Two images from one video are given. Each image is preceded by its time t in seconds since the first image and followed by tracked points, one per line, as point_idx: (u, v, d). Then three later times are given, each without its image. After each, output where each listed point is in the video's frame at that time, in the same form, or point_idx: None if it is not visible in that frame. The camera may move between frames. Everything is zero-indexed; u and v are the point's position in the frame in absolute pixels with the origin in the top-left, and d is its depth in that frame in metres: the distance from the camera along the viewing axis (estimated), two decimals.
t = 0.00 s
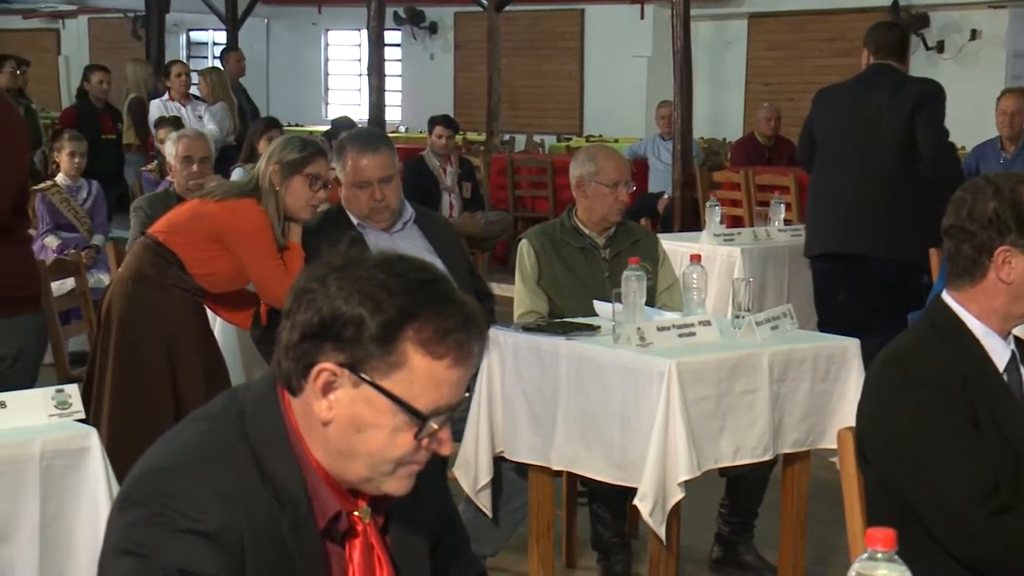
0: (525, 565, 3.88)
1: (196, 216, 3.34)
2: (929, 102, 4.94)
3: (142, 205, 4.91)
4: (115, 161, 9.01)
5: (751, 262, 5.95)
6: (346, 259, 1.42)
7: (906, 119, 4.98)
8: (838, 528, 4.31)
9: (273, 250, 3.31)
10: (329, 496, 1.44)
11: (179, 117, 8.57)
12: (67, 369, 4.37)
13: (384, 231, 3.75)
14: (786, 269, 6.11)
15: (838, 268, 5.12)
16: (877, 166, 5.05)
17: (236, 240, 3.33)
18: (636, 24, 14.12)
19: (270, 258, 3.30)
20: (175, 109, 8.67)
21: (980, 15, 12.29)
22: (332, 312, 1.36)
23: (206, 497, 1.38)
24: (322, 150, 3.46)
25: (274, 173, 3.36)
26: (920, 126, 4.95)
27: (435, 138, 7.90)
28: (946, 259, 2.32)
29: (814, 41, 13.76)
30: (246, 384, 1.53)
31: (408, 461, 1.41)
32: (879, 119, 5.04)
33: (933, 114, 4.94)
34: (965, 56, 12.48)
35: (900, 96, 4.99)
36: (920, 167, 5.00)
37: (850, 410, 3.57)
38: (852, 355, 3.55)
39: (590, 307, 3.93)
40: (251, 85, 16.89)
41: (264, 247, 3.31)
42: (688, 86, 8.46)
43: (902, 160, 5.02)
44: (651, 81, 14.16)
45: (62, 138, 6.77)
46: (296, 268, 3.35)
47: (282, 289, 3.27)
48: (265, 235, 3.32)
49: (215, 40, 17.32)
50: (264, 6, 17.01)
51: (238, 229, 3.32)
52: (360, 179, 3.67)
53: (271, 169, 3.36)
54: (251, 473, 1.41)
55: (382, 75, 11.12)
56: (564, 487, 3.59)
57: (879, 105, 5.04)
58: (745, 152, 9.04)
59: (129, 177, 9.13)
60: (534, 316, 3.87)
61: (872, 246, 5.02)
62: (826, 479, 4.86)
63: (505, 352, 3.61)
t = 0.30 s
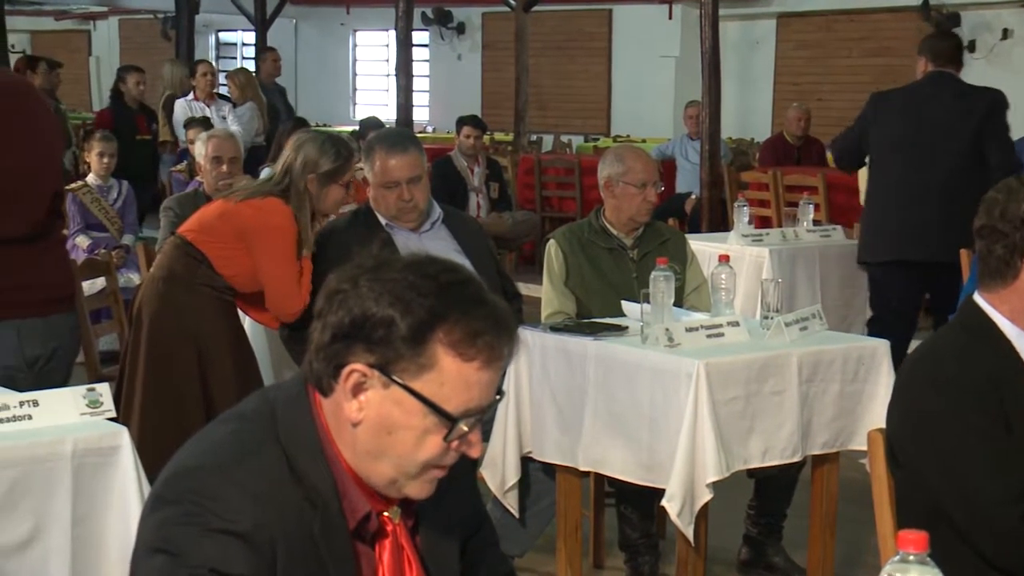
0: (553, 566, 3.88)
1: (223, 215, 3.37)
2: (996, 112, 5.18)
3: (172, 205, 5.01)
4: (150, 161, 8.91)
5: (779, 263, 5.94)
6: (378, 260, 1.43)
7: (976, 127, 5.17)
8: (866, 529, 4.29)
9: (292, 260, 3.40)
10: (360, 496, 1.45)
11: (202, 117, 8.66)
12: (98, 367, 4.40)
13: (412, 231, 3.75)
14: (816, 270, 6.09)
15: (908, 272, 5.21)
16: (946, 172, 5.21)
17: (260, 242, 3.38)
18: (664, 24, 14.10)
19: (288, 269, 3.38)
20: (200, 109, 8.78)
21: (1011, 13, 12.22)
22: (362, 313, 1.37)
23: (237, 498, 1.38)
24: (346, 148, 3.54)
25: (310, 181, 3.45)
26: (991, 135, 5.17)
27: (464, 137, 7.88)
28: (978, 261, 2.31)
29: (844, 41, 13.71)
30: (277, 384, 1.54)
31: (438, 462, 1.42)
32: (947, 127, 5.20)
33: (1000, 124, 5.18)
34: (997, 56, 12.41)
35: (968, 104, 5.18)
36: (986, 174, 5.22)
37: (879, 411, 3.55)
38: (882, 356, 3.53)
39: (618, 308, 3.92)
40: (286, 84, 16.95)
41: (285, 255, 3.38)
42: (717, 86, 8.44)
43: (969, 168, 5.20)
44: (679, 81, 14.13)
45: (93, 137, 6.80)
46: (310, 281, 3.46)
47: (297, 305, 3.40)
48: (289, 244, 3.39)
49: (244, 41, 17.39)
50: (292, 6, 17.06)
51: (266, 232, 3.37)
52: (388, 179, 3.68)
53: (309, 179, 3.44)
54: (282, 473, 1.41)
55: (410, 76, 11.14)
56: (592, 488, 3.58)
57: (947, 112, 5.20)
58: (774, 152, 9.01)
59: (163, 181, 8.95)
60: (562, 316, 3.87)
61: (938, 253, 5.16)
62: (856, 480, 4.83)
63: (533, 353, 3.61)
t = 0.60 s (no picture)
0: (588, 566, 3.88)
1: (259, 213, 3.40)
2: None
3: (209, 204, 5.08)
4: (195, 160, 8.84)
5: (815, 263, 5.92)
6: (416, 260, 1.43)
7: None
8: (903, 532, 4.27)
9: (318, 263, 3.42)
10: (398, 497, 1.45)
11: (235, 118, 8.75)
12: (136, 366, 4.43)
13: (447, 231, 3.75)
14: (852, 270, 6.07)
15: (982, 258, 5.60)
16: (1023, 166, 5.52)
17: (288, 242, 3.41)
18: (700, 23, 14.06)
19: (312, 272, 3.40)
20: (234, 109, 8.89)
21: None
22: (401, 313, 1.38)
23: (277, 496, 1.39)
24: (384, 149, 3.57)
25: (348, 182, 3.47)
26: None
27: (498, 137, 7.88)
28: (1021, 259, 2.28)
29: (882, 40, 13.66)
30: (315, 383, 1.55)
31: (476, 462, 1.42)
32: None
33: None
34: None
35: None
36: None
37: (918, 413, 3.52)
38: (920, 357, 3.51)
39: (654, 308, 3.92)
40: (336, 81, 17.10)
41: (310, 257, 3.40)
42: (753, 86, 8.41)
43: None
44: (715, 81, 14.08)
45: (130, 137, 6.82)
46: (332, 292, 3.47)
47: (315, 310, 3.41)
48: (316, 246, 3.41)
49: (280, 41, 17.47)
50: (328, 7, 17.07)
51: (297, 233, 3.40)
52: (423, 179, 3.69)
53: (346, 180, 3.47)
54: (321, 474, 1.42)
55: (445, 76, 11.16)
56: (628, 488, 3.58)
57: None
58: (810, 152, 8.97)
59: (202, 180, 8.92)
60: (597, 316, 3.88)
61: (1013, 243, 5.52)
62: (893, 482, 4.81)
63: (569, 353, 3.61)
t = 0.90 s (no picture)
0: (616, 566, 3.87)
1: (290, 213, 3.41)
2: None
3: (239, 204, 5.11)
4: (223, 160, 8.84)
5: (845, 263, 5.89)
6: (446, 260, 1.44)
7: None
8: (934, 533, 4.25)
9: (345, 267, 3.43)
10: (427, 496, 1.46)
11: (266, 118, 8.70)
12: (166, 364, 4.46)
13: (475, 229, 3.76)
14: (882, 270, 6.04)
15: None
16: None
17: (317, 243, 3.42)
18: (729, 23, 14.02)
19: (340, 274, 3.41)
20: (264, 109, 8.83)
21: None
22: (430, 312, 1.38)
23: (307, 496, 1.39)
24: (413, 151, 3.59)
25: (377, 183, 3.50)
26: None
27: (526, 137, 7.91)
28: None
29: (913, 39, 13.59)
30: (345, 383, 1.55)
31: (505, 461, 1.42)
32: None
33: None
34: None
35: None
36: None
37: (949, 414, 3.51)
38: (951, 357, 3.49)
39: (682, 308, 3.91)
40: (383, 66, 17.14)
41: (338, 259, 3.41)
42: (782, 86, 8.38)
43: None
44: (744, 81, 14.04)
45: (160, 138, 6.89)
46: (359, 297, 3.49)
47: (341, 313, 3.42)
48: (344, 248, 3.42)
49: (309, 41, 17.53)
50: (357, 7, 17.05)
51: (325, 234, 3.41)
52: (450, 176, 3.70)
53: (376, 181, 3.49)
54: (350, 472, 1.42)
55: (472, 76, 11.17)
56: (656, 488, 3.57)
57: None
58: (840, 152, 8.94)
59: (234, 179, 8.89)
60: (626, 316, 3.88)
61: None
62: (924, 484, 4.78)
63: (597, 353, 3.61)
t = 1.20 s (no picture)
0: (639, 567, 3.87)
1: (315, 214, 3.43)
2: None
3: (263, 205, 5.14)
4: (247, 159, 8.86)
5: (870, 263, 5.87)
6: (472, 260, 1.44)
7: None
8: (959, 535, 4.22)
9: (370, 268, 3.44)
10: (452, 495, 1.46)
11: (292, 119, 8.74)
12: (191, 364, 4.48)
13: (498, 228, 3.76)
14: (907, 271, 6.01)
15: None
16: None
17: (344, 244, 3.43)
18: (753, 23, 13.98)
19: (364, 275, 3.41)
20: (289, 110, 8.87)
21: None
22: (455, 312, 1.38)
23: (333, 495, 1.40)
24: (440, 152, 3.60)
25: (403, 184, 3.51)
26: None
27: (549, 138, 7.92)
28: None
29: (937, 39, 13.55)
30: (370, 383, 1.56)
31: (530, 462, 1.42)
32: None
33: None
34: None
35: None
36: None
37: (975, 416, 3.49)
38: (977, 359, 3.47)
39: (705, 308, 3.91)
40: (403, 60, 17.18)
41: (364, 260, 3.42)
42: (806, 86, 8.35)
43: None
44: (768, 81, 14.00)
45: (185, 138, 6.93)
46: (383, 298, 3.49)
47: (365, 314, 3.43)
48: (370, 250, 3.43)
49: (333, 41, 17.58)
50: (380, 7, 17.05)
51: (351, 235, 3.42)
52: (471, 175, 3.70)
53: (403, 182, 3.50)
54: (375, 471, 1.43)
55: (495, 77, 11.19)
56: (679, 489, 3.57)
57: None
58: (865, 152, 8.91)
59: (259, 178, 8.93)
60: (649, 317, 3.87)
61: None
62: (949, 486, 4.76)
63: (621, 354, 3.61)
